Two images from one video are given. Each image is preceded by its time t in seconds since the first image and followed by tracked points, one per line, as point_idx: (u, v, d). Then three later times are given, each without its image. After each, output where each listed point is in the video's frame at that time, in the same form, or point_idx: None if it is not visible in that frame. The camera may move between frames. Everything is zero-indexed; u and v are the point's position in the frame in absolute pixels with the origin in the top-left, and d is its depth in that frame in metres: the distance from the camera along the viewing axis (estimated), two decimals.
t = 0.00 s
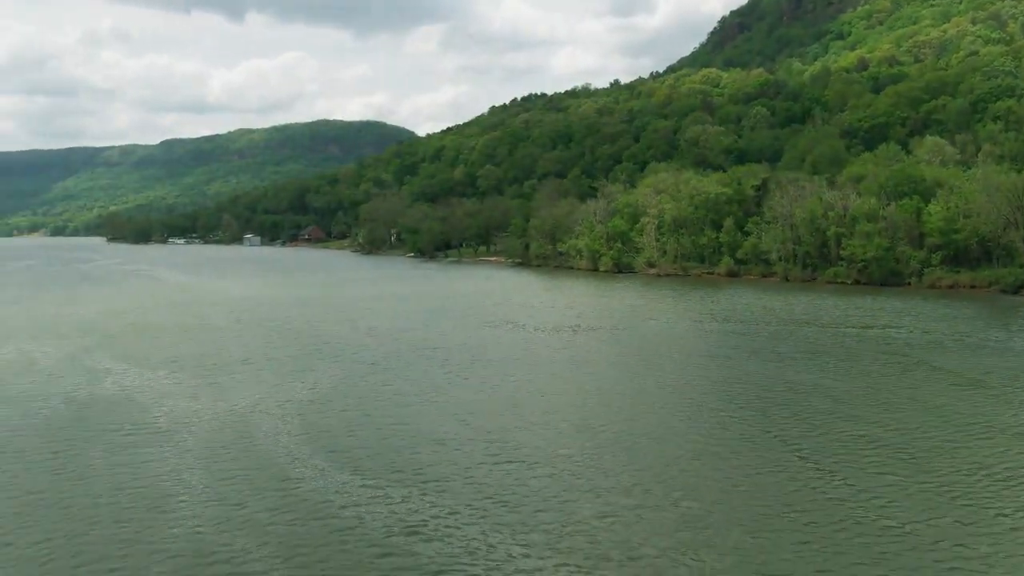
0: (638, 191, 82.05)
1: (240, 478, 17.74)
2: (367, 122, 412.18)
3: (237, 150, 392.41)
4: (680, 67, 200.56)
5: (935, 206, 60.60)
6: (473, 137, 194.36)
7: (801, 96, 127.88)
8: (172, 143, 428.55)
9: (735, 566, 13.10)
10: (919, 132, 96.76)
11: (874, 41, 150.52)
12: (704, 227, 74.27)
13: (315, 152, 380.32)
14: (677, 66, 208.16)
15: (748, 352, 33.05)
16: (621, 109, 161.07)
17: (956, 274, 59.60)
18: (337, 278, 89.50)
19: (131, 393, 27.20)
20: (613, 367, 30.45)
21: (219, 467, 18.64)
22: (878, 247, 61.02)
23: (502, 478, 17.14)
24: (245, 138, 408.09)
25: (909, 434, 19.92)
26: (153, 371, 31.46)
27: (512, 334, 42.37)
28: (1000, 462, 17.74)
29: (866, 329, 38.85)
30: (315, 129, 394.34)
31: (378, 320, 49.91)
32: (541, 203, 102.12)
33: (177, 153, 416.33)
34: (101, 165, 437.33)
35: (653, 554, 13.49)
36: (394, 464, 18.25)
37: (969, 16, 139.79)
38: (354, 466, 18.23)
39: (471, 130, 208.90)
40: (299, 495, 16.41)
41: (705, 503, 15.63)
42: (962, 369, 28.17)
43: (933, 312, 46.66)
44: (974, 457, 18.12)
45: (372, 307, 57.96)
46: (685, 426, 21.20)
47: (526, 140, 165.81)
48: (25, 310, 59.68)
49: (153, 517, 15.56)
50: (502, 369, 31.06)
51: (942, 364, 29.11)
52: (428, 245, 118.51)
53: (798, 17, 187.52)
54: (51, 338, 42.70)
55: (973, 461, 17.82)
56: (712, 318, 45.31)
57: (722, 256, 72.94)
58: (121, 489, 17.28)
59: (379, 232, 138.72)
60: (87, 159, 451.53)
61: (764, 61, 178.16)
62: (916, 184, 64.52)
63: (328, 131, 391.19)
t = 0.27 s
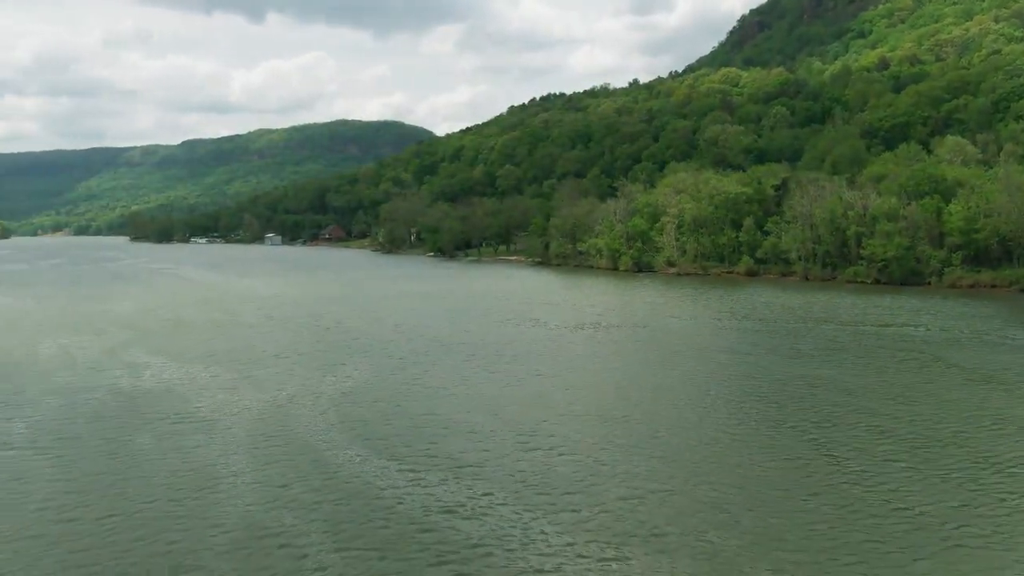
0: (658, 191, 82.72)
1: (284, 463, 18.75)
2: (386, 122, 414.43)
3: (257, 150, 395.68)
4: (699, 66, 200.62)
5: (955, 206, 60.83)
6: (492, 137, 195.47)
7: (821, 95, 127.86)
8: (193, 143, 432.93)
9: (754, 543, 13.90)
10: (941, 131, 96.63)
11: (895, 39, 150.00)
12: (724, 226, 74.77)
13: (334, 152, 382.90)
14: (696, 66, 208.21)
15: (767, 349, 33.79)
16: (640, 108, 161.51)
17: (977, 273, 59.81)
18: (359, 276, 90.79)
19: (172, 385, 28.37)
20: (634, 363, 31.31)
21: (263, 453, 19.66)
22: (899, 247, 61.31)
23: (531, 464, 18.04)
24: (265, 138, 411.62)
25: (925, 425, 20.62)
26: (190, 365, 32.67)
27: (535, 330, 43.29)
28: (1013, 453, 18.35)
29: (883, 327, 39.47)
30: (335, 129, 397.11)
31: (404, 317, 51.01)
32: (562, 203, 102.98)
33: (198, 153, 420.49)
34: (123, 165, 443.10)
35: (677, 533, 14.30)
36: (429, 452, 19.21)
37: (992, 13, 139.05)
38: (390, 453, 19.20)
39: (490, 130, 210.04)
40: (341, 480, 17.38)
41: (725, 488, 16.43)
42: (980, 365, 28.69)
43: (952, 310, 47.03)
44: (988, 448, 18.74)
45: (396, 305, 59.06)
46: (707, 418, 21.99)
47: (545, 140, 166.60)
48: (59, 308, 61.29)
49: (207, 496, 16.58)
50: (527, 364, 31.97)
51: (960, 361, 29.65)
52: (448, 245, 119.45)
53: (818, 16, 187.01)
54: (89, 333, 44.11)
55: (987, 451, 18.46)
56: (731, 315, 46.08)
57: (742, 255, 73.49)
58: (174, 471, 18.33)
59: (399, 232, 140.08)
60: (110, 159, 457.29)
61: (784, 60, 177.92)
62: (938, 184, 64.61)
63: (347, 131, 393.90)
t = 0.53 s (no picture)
0: (678, 191, 83.29)
1: (323, 451, 19.66)
2: (405, 122, 416.63)
3: (277, 150, 398.83)
4: (718, 66, 200.61)
5: (977, 205, 60.79)
6: (511, 136, 196.39)
7: (842, 94, 127.74)
8: (214, 144, 437.08)
9: (775, 525, 14.61)
10: (962, 130, 96.45)
11: (917, 38, 149.49)
12: (744, 226, 75.26)
13: (353, 152, 385.47)
14: (715, 65, 208.16)
15: (787, 346, 34.45)
16: (660, 108, 161.86)
17: (998, 273, 59.94)
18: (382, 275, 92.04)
19: (210, 379, 29.45)
20: (656, 359, 32.08)
21: (303, 441, 20.59)
22: (919, 246, 61.58)
23: (559, 453, 18.84)
24: (284, 138, 414.85)
25: (940, 418, 21.27)
26: (226, 360, 33.81)
27: (558, 328, 44.15)
28: None
29: (902, 325, 39.99)
30: (354, 129, 399.71)
31: (428, 314, 51.98)
32: (582, 202, 103.70)
33: (219, 154, 424.47)
34: (145, 166, 447.88)
35: (701, 515, 15.06)
36: (462, 442, 20.10)
37: (1015, 11, 138.27)
38: (424, 442, 20.06)
39: (509, 130, 211.03)
40: (379, 466, 18.24)
41: (747, 475, 17.15)
42: (998, 362, 29.20)
43: (972, 309, 47.33)
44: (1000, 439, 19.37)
45: (419, 303, 60.15)
46: (729, 411, 22.75)
47: (564, 140, 167.31)
48: (92, 305, 62.83)
49: (254, 480, 17.50)
50: (550, 360, 32.84)
51: (978, 358, 30.16)
52: (468, 244, 120.60)
53: (838, 14, 186.46)
54: (124, 330, 45.42)
55: (999, 443, 19.09)
56: (751, 313, 46.72)
57: (762, 254, 73.96)
58: (221, 457, 19.27)
59: (419, 231, 141.27)
60: (132, 160, 462.33)
61: (804, 59, 177.61)
62: (959, 183, 64.60)
63: (367, 131, 396.33)
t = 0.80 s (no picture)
0: (705, 190, 83.85)
1: (368, 438, 20.77)
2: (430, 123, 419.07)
3: (305, 150, 402.80)
4: (745, 64, 200.16)
5: (1007, 204, 60.23)
6: (537, 136, 197.30)
7: (871, 93, 127.22)
8: (242, 144, 442.30)
9: (801, 507, 15.44)
10: (993, 128, 95.92)
11: (947, 36, 148.35)
12: (771, 226, 75.70)
13: (380, 152, 388.48)
14: (742, 64, 207.63)
15: (813, 342, 35.14)
16: (686, 107, 161.98)
17: None
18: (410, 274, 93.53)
19: (254, 372, 30.72)
20: (684, 355, 32.96)
21: (348, 429, 21.72)
22: (948, 246, 61.68)
23: (594, 442, 19.76)
24: (311, 138, 418.91)
25: (962, 411, 21.95)
26: (268, 354, 35.17)
27: (587, 325, 45.11)
28: None
29: (930, 323, 40.43)
30: (380, 129, 402.76)
31: (459, 312, 53.14)
32: (609, 201, 104.42)
33: (247, 154, 429.57)
34: (174, 166, 454.20)
35: (732, 498, 15.92)
36: (497, 431, 21.07)
37: None
38: (464, 432, 21.08)
39: (535, 130, 211.94)
40: (421, 452, 19.29)
41: (773, 462, 17.99)
42: None
43: (1000, 308, 47.54)
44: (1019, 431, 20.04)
45: (449, 300, 61.32)
46: (756, 403, 23.63)
47: (590, 139, 167.96)
48: (133, 302, 64.77)
49: (307, 462, 18.68)
50: (580, 355, 33.80)
51: (1004, 356, 30.60)
52: (495, 243, 121.85)
53: (867, 12, 185.20)
54: (166, 325, 46.99)
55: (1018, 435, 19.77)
56: (778, 311, 47.32)
57: (789, 254, 74.40)
58: (273, 442, 20.48)
59: (446, 230, 142.64)
60: (161, 160, 468.97)
61: (832, 57, 176.78)
62: (989, 182, 64.10)
63: (392, 131, 399.13)
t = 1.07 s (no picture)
0: (728, 190, 84.19)
1: (405, 428, 21.70)
2: (452, 123, 420.69)
3: (328, 150, 405.84)
4: (769, 63, 199.47)
5: None
6: (559, 136, 197.88)
7: (896, 92, 126.57)
8: (266, 144, 446.46)
9: (822, 494, 16.12)
10: (1021, 127, 95.25)
11: (974, 33, 147.19)
12: (795, 225, 75.93)
13: (402, 152, 390.59)
14: (766, 63, 206.91)
15: (837, 341, 35.60)
16: (709, 106, 161.87)
17: None
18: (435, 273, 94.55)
19: (290, 367, 31.80)
20: (708, 352, 33.60)
21: (386, 420, 22.67)
22: (974, 246, 61.58)
23: (622, 433, 20.54)
24: (334, 138, 422.06)
25: (981, 406, 22.44)
26: (302, 350, 36.28)
27: (611, 323, 45.81)
28: None
29: (955, 322, 40.66)
30: (402, 129, 404.95)
31: (485, 310, 54.01)
32: (632, 201, 104.88)
33: (270, 154, 433.49)
34: (199, 166, 459.30)
35: (756, 484, 16.65)
36: (528, 422, 21.95)
37: None
38: (497, 423, 21.96)
39: (557, 130, 212.54)
40: (457, 441, 20.16)
41: (796, 452, 18.70)
42: None
43: None
44: None
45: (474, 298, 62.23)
46: (779, 397, 24.28)
47: (612, 139, 168.31)
48: (165, 300, 66.25)
49: (350, 450, 19.64)
50: (605, 352, 34.54)
51: None
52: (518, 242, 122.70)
53: (893, 10, 183.97)
54: (200, 322, 48.22)
55: None
56: (802, 311, 47.69)
57: (813, 254, 74.62)
58: (315, 431, 21.47)
59: (470, 230, 143.64)
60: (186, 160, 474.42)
61: (857, 55, 175.83)
62: (1016, 182, 63.02)
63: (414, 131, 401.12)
